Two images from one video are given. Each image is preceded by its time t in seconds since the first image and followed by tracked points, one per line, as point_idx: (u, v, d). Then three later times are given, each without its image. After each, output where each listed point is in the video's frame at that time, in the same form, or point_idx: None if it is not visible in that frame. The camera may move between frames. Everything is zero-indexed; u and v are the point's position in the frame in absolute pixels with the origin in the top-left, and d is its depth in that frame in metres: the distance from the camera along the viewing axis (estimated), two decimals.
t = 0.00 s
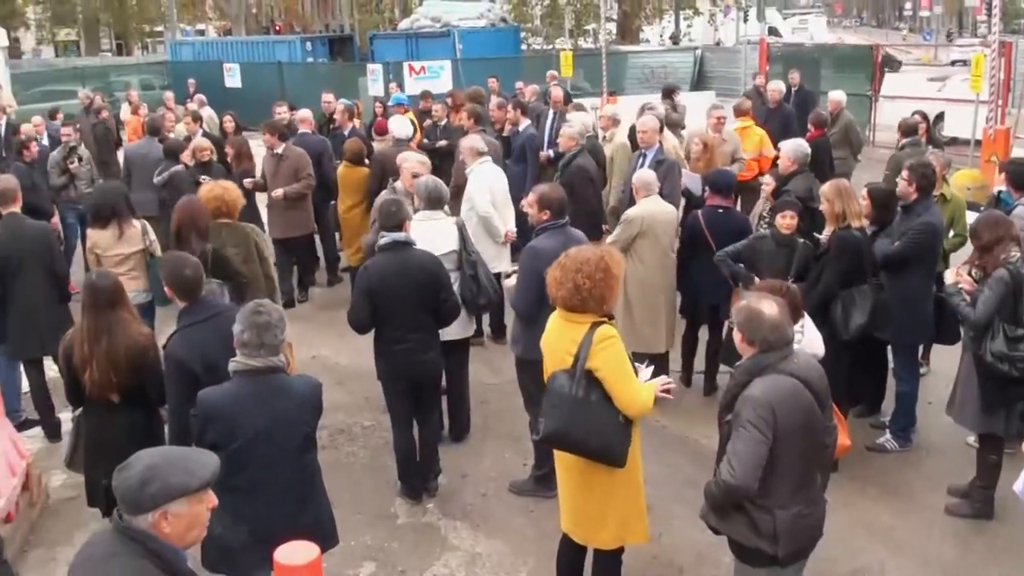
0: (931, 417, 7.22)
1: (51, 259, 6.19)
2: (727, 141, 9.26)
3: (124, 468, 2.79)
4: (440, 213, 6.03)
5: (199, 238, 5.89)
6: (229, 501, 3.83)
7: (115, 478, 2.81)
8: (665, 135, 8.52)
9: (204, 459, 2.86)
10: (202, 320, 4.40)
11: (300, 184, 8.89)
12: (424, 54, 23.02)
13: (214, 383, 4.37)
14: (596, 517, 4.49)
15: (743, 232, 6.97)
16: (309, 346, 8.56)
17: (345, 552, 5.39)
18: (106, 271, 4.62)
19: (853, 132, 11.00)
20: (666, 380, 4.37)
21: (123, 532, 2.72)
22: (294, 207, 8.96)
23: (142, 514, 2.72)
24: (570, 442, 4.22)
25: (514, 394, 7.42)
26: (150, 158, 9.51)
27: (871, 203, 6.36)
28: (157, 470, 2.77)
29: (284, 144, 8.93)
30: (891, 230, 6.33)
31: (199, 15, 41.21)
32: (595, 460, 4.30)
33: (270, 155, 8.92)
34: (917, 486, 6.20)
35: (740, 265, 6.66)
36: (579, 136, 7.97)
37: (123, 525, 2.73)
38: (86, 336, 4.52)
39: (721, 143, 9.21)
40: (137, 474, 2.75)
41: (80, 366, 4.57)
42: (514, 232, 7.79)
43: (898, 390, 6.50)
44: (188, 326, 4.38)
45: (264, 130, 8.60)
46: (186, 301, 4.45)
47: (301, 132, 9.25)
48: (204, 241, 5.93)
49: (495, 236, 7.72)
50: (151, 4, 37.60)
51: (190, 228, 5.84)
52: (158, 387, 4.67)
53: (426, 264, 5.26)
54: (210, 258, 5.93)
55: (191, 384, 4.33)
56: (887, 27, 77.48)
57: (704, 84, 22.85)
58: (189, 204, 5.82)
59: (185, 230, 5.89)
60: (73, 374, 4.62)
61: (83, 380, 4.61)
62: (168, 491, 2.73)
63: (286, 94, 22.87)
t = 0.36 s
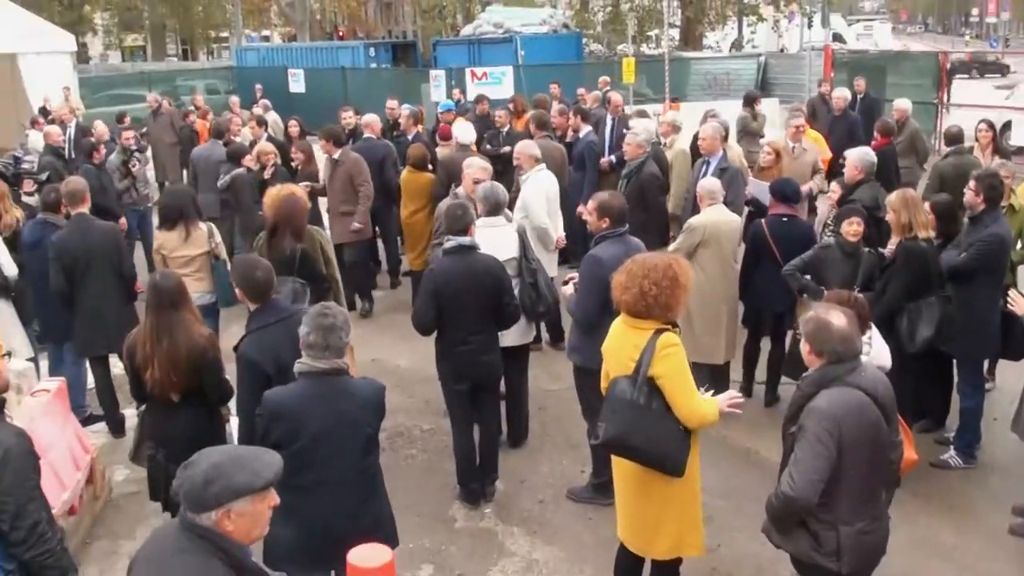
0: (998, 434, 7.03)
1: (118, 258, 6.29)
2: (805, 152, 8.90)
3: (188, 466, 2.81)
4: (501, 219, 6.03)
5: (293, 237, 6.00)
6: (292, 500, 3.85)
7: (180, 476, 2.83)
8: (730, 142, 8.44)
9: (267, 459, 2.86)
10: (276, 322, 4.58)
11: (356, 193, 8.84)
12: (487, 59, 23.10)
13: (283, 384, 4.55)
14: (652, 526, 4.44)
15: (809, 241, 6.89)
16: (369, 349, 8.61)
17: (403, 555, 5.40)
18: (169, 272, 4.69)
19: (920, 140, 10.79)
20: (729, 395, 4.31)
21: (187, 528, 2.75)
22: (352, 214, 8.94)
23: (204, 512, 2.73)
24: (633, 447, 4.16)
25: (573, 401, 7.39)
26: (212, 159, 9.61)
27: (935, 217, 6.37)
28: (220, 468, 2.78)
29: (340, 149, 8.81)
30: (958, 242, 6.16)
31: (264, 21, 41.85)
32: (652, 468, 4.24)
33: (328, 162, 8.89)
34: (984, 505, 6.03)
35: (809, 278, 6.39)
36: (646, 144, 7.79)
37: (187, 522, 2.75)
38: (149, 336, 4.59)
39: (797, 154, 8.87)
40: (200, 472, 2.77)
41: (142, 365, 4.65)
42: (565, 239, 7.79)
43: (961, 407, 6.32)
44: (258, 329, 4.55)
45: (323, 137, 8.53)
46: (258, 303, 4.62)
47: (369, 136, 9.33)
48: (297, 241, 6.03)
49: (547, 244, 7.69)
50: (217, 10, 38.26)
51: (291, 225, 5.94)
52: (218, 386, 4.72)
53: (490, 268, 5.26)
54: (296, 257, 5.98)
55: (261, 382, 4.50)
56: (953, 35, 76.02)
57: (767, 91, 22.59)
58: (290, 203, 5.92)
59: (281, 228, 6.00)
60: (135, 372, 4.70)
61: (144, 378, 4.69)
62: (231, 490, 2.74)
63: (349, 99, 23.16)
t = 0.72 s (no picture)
0: None
1: (188, 259, 6.40)
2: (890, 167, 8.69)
3: (259, 466, 2.81)
4: (564, 228, 6.01)
5: (390, 244, 6.17)
6: (357, 502, 3.85)
7: (251, 474, 2.83)
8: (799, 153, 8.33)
9: (337, 460, 2.84)
10: (344, 325, 4.63)
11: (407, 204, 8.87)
12: (553, 67, 23.10)
13: (347, 386, 4.60)
14: (711, 537, 4.39)
15: (878, 256, 6.76)
16: (431, 354, 8.65)
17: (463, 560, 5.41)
18: (236, 274, 4.68)
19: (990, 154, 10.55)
20: (816, 418, 4.20)
21: (257, 527, 2.75)
22: (412, 224, 8.96)
23: (275, 512, 2.74)
24: (695, 459, 4.11)
25: (635, 411, 7.34)
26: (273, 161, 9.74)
27: (1011, 232, 6.04)
28: (290, 469, 2.78)
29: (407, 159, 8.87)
30: None
31: (332, 28, 42.42)
32: (711, 480, 4.20)
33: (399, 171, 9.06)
34: None
35: (878, 292, 6.21)
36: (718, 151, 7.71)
37: (257, 521, 2.76)
38: (214, 336, 4.59)
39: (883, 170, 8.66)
40: (272, 473, 2.76)
41: (207, 365, 4.65)
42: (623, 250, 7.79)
43: None
44: (325, 330, 4.61)
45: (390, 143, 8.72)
46: (327, 305, 4.65)
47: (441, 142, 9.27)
48: (394, 248, 6.19)
49: (608, 253, 7.68)
50: (286, 17, 38.83)
51: (388, 233, 6.12)
52: (280, 390, 4.69)
53: (556, 275, 5.25)
54: (392, 264, 6.16)
55: (327, 383, 4.56)
56: None
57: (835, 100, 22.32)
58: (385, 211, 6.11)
59: (378, 237, 6.17)
60: (200, 371, 4.70)
61: (209, 378, 4.69)
62: (302, 492, 2.73)
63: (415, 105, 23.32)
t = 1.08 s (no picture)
0: None
1: (258, 263, 6.50)
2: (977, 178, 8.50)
3: (334, 467, 2.75)
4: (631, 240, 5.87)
5: (488, 242, 6.35)
6: (426, 506, 3.88)
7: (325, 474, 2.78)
8: (869, 163, 8.22)
9: (412, 463, 2.78)
10: (412, 329, 4.66)
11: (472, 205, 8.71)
12: (619, 76, 23.07)
13: (416, 390, 4.63)
14: (781, 551, 4.32)
15: (950, 270, 6.62)
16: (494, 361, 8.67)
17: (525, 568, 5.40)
18: (305, 277, 4.68)
19: None
20: (880, 426, 4.13)
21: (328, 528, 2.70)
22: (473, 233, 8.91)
23: (348, 513, 2.67)
24: (767, 472, 4.04)
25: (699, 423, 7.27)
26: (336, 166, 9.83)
27: None
28: (365, 471, 2.71)
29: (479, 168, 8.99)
30: None
31: (399, 37, 42.83)
32: (782, 494, 4.14)
33: (468, 177, 9.19)
34: None
35: (950, 308, 6.13)
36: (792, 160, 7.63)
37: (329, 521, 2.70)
38: (284, 339, 4.62)
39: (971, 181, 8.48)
40: (346, 474, 2.71)
41: (277, 366, 4.69)
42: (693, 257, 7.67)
43: None
44: (395, 334, 4.64)
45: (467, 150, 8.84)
46: (396, 309, 4.69)
47: (511, 150, 9.42)
48: (492, 246, 6.37)
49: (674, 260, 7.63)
50: (354, 26, 39.25)
51: (485, 230, 6.31)
52: (346, 394, 4.71)
53: (624, 283, 5.24)
54: (494, 263, 6.31)
55: (394, 387, 4.60)
56: None
57: (906, 111, 21.94)
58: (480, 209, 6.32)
59: (476, 238, 6.35)
60: (269, 373, 4.75)
61: (278, 379, 4.73)
62: (376, 493, 2.67)
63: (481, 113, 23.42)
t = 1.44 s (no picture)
0: None
1: (325, 267, 6.61)
2: None
3: (397, 468, 2.76)
4: (697, 248, 5.85)
5: (573, 243, 6.95)
6: (496, 509, 3.91)
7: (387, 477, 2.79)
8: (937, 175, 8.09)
9: (471, 465, 2.78)
10: (476, 334, 4.71)
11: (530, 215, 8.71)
12: (681, 83, 23.01)
13: (478, 394, 4.70)
14: (844, 567, 4.26)
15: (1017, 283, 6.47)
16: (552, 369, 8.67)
17: None
18: (372, 282, 4.75)
19: None
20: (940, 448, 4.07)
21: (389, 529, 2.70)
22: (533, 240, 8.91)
23: (410, 514, 2.67)
24: (827, 486, 3.98)
25: (760, 435, 7.20)
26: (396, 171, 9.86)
27: None
28: (427, 472, 2.72)
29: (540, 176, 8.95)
30: None
31: (461, 45, 43.10)
32: (843, 510, 4.07)
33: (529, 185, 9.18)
34: None
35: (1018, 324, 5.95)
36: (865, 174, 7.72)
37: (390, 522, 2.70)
38: (349, 341, 4.70)
39: None
40: (409, 474, 2.71)
41: (342, 367, 4.77)
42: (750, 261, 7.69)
43: None
44: (459, 339, 4.70)
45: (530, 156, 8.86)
46: (461, 313, 4.75)
47: (575, 158, 9.43)
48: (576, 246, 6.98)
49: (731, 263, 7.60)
50: (416, 33, 39.61)
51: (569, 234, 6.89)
52: (408, 399, 4.77)
53: (686, 292, 5.25)
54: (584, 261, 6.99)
55: (456, 391, 4.67)
56: None
57: (972, 120, 21.52)
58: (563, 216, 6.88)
59: (561, 239, 6.94)
60: (335, 373, 4.83)
61: (342, 380, 4.81)
62: (438, 494, 2.67)
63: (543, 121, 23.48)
